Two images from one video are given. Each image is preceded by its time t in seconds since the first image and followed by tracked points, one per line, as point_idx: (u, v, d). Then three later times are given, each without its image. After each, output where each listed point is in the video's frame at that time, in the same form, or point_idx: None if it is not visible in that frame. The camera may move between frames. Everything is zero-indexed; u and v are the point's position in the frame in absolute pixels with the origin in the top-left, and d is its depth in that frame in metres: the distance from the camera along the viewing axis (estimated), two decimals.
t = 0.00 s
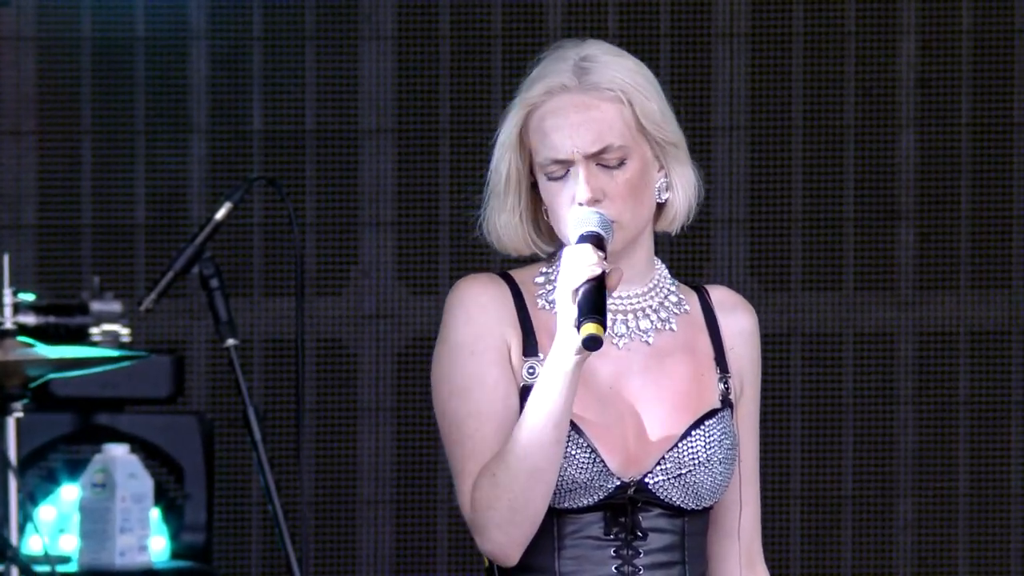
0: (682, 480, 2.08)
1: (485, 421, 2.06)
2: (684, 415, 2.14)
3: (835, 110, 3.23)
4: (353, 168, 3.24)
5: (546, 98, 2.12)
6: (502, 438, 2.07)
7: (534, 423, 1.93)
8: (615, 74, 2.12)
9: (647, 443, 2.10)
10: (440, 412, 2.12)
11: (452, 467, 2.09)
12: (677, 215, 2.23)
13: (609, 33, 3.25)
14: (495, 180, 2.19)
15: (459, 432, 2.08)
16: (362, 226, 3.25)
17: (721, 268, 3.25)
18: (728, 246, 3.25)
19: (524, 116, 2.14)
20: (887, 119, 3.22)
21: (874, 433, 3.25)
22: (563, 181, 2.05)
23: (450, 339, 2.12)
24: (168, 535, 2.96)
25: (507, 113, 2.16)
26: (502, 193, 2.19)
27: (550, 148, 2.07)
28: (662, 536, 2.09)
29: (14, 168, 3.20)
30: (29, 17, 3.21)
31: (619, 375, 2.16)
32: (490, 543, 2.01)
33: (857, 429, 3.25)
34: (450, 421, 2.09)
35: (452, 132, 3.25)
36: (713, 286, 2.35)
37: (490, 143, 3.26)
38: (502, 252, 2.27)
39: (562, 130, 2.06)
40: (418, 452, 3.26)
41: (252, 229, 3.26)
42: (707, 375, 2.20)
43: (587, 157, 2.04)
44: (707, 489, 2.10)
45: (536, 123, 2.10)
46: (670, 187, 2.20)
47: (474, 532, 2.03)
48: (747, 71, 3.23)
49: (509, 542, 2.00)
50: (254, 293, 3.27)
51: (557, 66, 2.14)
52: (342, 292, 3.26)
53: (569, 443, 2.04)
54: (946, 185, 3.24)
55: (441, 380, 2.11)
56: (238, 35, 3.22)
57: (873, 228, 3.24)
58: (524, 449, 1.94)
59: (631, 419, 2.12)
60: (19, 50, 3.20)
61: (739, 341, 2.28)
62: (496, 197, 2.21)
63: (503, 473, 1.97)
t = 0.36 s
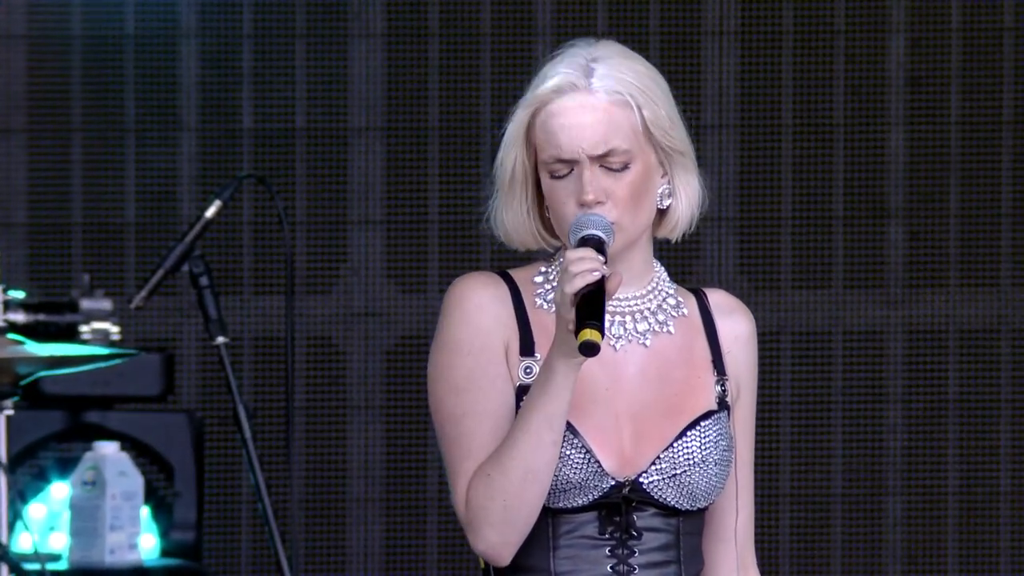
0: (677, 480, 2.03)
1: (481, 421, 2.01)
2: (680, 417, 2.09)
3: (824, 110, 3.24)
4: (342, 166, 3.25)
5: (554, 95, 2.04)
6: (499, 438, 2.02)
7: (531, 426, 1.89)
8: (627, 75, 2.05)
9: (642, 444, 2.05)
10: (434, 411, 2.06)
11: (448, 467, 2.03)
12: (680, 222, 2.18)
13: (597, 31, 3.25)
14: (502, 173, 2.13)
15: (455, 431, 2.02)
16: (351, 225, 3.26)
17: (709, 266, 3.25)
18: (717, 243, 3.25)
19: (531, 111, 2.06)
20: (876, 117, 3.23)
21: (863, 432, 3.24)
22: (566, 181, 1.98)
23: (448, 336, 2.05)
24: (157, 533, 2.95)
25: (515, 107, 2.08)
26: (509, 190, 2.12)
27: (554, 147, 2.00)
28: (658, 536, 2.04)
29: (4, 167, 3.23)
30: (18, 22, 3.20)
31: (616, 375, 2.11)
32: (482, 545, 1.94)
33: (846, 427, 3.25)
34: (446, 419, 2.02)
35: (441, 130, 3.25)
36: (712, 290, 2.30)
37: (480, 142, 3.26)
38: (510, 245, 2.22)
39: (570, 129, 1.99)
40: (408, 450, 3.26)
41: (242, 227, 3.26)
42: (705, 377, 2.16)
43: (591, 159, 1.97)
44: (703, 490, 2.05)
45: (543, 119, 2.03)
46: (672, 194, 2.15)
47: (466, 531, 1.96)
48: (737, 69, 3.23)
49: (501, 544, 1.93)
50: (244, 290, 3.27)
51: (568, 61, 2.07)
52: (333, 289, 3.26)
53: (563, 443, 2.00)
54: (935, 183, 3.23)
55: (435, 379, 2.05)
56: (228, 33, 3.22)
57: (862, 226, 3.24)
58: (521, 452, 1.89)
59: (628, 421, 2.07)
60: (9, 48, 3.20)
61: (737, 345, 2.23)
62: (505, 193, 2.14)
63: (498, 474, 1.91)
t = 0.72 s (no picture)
0: (662, 484, 2.03)
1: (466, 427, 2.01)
2: (665, 421, 2.09)
3: (811, 112, 3.24)
4: (330, 168, 3.25)
5: (536, 104, 2.04)
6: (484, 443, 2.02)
7: (515, 431, 1.90)
8: (607, 80, 2.05)
9: (627, 447, 2.05)
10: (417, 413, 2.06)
11: (432, 470, 2.04)
12: (663, 224, 2.18)
13: (585, 35, 3.25)
14: (488, 183, 2.12)
15: (440, 436, 2.02)
16: (338, 226, 3.26)
17: (696, 268, 3.25)
18: (706, 245, 3.25)
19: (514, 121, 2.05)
20: (862, 119, 3.23)
21: (849, 433, 3.25)
22: (551, 188, 1.98)
23: (433, 342, 2.05)
24: (145, 535, 2.95)
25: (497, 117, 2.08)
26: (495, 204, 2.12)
27: (538, 155, 2.00)
28: (643, 541, 2.04)
29: None
30: (6, 21, 3.22)
31: (601, 380, 2.11)
32: (468, 549, 1.95)
33: (833, 428, 3.25)
34: (431, 424, 2.02)
35: (429, 130, 3.25)
36: (697, 296, 2.29)
37: (468, 145, 3.26)
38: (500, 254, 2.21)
39: (552, 137, 1.99)
40: (396, 452, 3.26)
41: (229, 228, 3.26)
42: (689, 383, 2.16)
43: (574, 166, 1.97)
44: (687, 494, 2.05)
45: (525, 128, 2.03)
46: (656, 196, 2.14)
47: (452, 535, 1.97)
48: (724, 70, 3.23)
49: (488, 548, 1.94)
50: (231, 291, 3.27)
51: (548, 70, 2.06)
52: (320, 291, 3.26)
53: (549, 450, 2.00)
54: (922, 184, 3.24)
55: (421, 382, 2.04)
56: (215, 35, 3.23)
57: (849, 228, 3.25)
58: (506, 457, 1.90)
59: (613, 425, 2.07)
60: None
61: (722, 350, 2.23)
62: (493, 204, 2.14)
63: (484, 479, 1.92)
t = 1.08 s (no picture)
0: (638, 476, 2.02)
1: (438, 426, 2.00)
2: (639, 411, 2.09)
3: (804, 110, 3.24)
4: (322, 167, 3.25)
5: (520, 93, 2.03)
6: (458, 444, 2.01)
7: (492, 432, 1.87)
8: (589, 72, 2.06)
9: (600, 440, 2.05)
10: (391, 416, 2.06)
11: (407, 474, 2.03)
12: (631, 218, 2.19)
13: (577, 33, 3.25)
14: (460, 171, 2.11)
15: (413, 438, 2.01)
16: (331, 224, 3.26)
17: (688, 265, 3.24)
18: (698, 242, 3.24)
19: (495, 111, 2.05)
20: (855, 117, 3.23)
21: (842, 431, 3.25)
22: (534, 176, 1.98)
23: (404, 344, 2.05)
24: (140, 532, 2.89)
25: (474, 107, 2.07)
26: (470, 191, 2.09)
27: (522, 143, 2.00)
28: (624, 534, 2.02)
29: None
30: None
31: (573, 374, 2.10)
32: (444, 551, 1.93)
33: (825, 425, 3.25)
34: (403, 426, 2.02)
35: (421, 128, 3.25)
36: (669, 283, 2.28)
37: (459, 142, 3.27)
38: (464, 246, 2.19)
39: (538, 124, 2.00)
40: (388, 449, 3.27)
41: (221, 226, 3.27)
42: (662, 371, 2.15)
43: (560, 154, 1.97)
44: (665, 485, 2.04)
45: (508, 115, 2.03)
46: (626, 188, 2.16)
47: (427, 538, 1.95)
48: (716, 69, 3.23)
49: (463, 551, 1.92)
50: (224, 289, 3.27)
51: (529, 58, 2.07)
52: (312, 289, 3.26)
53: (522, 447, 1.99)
54: (915, 182, 3.23)
55: (394, 384, 2.05)
56: (207, 34, 3.23)
57: (842, 225, 3.25)
58: (483, 460, 1.88)
59: (585, 419, 2.06)
60: None
61: (694, 337, 2.22)
62: (467, 192, 2.11)
63: (459, 481, 1.89)
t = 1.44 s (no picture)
0: (642, 484, 2.00)
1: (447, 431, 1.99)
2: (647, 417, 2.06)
3: (799, 113, 3.24)
4: (317, 172, 3.25)
5: (528, 84, 2.05)
6: (464, 449, 2.00)
7: (503, 447, 1.85)
8: (595, 64, 2.09)
9: (608, 447, 2.03)
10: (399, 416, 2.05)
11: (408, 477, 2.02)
12: (641, 218, 2.18)
13: (573, 34, 3.25)
14: (465, 169, 2.11)
15: (418, 442, 2.00)
16: (326, 229, 3.26)
17: (685, 268, 3.25)
18: (693, 246, 3.25)
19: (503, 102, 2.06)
20: (851, 120, 3.23)
21: (837, 433, 3.25)
22: (547, 165, 2.00)
23: (411, 347, 2.04)
24: (136, 537, 2.84)
25: (481, 101, 2.08)
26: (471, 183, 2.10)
27: (533, 132, 2.01)
28: (628, 541, 2.01)
29: None
30: None
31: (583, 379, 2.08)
32: (440, 556, 1.93)
33: (821, 428, 3.25)
34: (409, 429, 2.01)
35: (417, 132, 3.25)
36: (686, 282, 2.25)
37: (455, 145, 3.26)
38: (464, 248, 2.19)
39: (550, 112, 2.02)
40: (383, 453, 3.27)
41: (217, 230, 3.27)
42: (673, 374, 2.11)
43: (572, 141, 2.00)
44: (671, 491, 2.02)
45: (516, 107, 2.05)
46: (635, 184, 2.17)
47: (424, 542, 1.95)
48: (712, 73, 3.23)
49: (459, 557, 1.92)
50: (219, 294, 3.27)
51: (533, 53, 2.09)
52: (308, 294, 3.26)
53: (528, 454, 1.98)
54: (910, 185, 3.24)
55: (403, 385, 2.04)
56: (203, 38, 3.23)
57: (839, 229, 3.25)
58: (492, 471, 1.86)
59: (593, 425, 2.05)
60: None
61: (709, 337, 2.18)
62: (468, 187, 2.12)
63: (464, 489, 1.89)
